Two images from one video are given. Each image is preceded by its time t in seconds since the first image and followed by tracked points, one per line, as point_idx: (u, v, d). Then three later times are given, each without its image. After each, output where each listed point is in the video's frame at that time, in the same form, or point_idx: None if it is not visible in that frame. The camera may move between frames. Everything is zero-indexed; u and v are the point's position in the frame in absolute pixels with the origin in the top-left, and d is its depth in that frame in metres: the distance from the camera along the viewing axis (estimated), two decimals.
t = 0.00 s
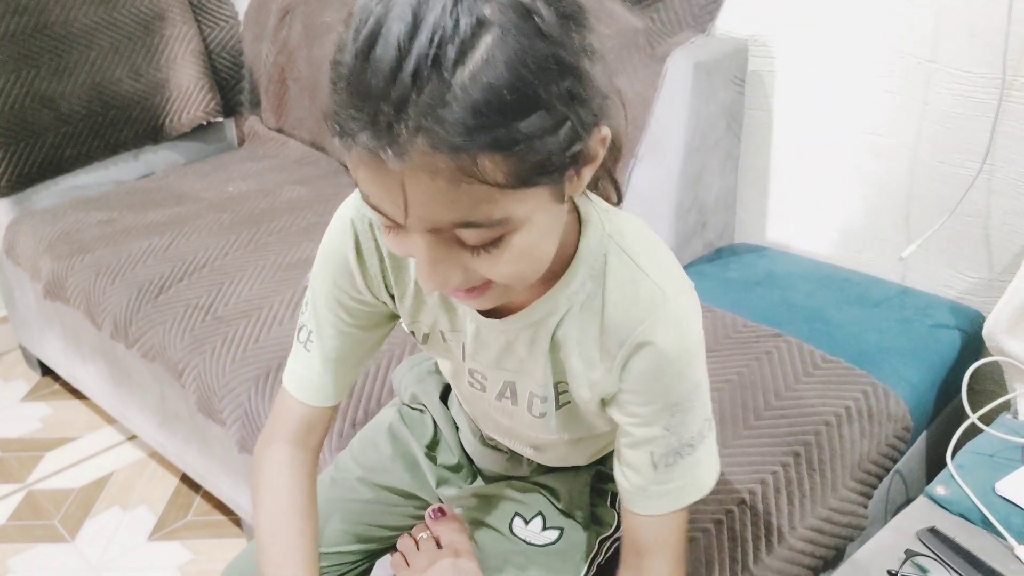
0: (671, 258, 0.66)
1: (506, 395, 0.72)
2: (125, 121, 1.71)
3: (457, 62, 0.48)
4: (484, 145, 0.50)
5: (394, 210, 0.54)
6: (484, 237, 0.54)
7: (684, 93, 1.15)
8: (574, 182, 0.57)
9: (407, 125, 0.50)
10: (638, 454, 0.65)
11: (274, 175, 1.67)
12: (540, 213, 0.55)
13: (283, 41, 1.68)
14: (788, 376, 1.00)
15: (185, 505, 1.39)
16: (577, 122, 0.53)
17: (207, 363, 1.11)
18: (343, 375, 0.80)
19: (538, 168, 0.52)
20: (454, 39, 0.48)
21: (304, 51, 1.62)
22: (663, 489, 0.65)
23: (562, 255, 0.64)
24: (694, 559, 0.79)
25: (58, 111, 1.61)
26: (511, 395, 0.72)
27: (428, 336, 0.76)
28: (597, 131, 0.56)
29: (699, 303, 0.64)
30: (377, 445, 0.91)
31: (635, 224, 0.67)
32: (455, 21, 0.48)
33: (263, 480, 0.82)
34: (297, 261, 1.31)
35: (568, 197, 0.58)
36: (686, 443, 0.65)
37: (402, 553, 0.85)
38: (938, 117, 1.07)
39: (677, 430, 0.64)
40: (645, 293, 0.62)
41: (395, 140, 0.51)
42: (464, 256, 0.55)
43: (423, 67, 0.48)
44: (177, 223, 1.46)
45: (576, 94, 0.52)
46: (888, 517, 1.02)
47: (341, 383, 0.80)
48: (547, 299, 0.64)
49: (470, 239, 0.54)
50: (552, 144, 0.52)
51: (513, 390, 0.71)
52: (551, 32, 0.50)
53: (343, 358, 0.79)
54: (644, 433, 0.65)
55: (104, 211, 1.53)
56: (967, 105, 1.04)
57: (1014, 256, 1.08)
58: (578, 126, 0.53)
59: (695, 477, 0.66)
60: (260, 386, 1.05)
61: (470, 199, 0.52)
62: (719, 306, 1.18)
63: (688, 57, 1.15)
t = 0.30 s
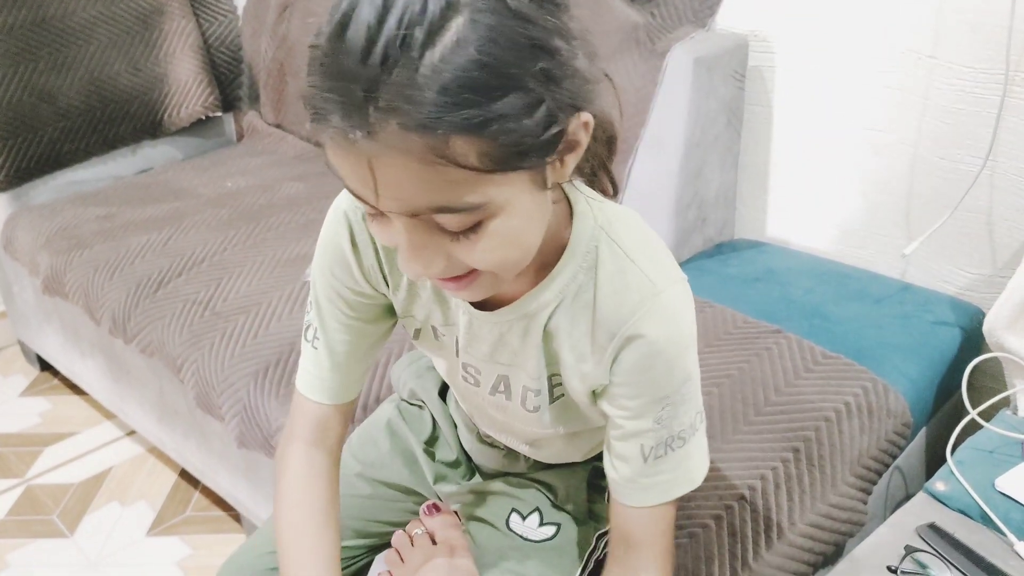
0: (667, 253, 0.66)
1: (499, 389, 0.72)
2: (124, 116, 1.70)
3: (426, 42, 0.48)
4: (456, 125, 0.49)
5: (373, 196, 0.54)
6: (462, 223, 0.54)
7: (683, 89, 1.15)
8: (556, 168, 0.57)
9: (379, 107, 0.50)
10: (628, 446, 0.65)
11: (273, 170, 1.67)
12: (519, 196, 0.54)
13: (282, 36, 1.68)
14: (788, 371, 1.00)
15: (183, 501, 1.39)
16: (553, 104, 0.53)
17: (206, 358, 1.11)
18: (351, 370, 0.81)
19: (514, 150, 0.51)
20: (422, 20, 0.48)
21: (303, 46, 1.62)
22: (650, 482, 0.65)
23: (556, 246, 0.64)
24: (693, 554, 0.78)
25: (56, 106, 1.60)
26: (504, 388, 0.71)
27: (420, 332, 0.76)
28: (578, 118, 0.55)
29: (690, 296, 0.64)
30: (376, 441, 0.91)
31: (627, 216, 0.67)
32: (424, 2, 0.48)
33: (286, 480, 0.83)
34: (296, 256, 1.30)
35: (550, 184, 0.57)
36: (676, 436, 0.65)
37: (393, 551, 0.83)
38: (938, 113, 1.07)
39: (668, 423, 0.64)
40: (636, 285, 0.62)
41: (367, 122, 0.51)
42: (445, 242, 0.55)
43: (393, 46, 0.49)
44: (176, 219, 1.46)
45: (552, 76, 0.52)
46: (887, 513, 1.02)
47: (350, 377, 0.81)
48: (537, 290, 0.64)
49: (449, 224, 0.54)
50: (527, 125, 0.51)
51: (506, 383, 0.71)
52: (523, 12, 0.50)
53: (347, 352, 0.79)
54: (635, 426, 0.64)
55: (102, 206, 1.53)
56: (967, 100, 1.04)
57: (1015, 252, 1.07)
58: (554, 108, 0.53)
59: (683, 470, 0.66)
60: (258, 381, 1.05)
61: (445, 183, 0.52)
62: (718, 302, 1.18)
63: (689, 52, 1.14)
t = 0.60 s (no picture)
0: (665, 246, 0.66)
1: (499, 382, 0.72)
2: (123, 112, 1.70)
3: (397, 44, 0.49)
4: (427, 126, 0.49)
5: (355, 198, 0.55)
6: (444, 221, 0.54)
7: (684, 85, 1.15)
8: (540, 165, 0.57)
9: (353, 108, 0.51)
10: (641, 441, 0.65)
11: (272, 166, 1.67)
12: (502, 193, 0.54)
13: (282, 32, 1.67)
14: (788, 367, 1.00)
15: (183, 497, 1.39)
16: (529, 101, 0.52)
17: (207, 354, 1.11)
18: (344, 365, 0.81)
19: (489, 148, 0.51)
20: (392, 22, 0.49)
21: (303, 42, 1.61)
22: (673, 476, 0.65)
23: (549, 238, 0.64)
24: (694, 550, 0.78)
25: (56, 102, 1.60)
26: (504, 381, 0.71)
27: (420, 328, 0.76)
28: (561, 113, 0.55)
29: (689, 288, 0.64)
30: (377, 438, 0.91)
31: (623, 210, 0.67)
32: (394, 4, 0.49)
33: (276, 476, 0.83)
34: (296, 252, 1.30)
35: (534, 180, 0.57)
36: (691, 430, 0.65)
37: (395, 547, 0.82)
38: (939, 110, 1.07)
39: (679, 417, 0.64)
40: (632, 278, 0.62)
41: (341, 123, 0.51)
42: (429, 241, 0.55)
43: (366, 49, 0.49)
44: (176, 215, 1.46)
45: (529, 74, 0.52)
46: (887, 509, 1.02)
47: (343, 372, 0.82)
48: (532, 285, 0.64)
49: (431, 222, 0.54)
50: (500, 124, 0.51)
51: (506, 376, 0.71)
52: (496, 11, 0.50)
53: (341, 348, 0.80)
54: (644, 421, 0.64)
55: (102, 203, 1.53)
56: (967, 98, 1.04)
57: (1015, 249, 1.07)
58: (531, 106, 0.52)
59: (705, 463, 0.66)
60: (259, 378, 1.05)
61: (420, 183, 0.52)
62: (718, 298, 1.18)
63: (689, 49, 1.14)
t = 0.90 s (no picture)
0: (654, 227, 0.67)
1: (495, 367, 0.71)
2: (122, 109, 1.70)
3: (366, 37, 0.48)
4: (399, 119, 0.50)
5: (337, 190, 0.55)
6: (426, 209, 0.54)
7: (683, 84, 1.15)
8: (519, 150, 0.57)
9: (326, 103, 0.51)
10: (648, 424, 0.65)
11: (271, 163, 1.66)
12: (483, 178, 0.54)
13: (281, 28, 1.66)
14: (787, 365, 1.00)
15: (181, 494, 1.39)
16: (502, 89, 0.52)
17: (205, 351, 1.11)
18: (332, 352, 0.82)
19: (463, 138, 0.52)
20: (361, 15, 0.48)
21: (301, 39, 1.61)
22: (684, 456, 0.65)
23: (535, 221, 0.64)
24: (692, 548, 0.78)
25: (54, 99, 1.60)
26: (500, 367, 0.71)
27: (415, 319, 0.75)
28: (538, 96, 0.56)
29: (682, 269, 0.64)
30: (376, 435, 0.91)
31: (614, 196, 0.67)
32: None
33: (269, 470, 0.83)
34: (295, 249, 1.30)
35: (516, 167, 0.57)
36: (700, 409, 0.64)
37: (390, 543, 0.82)
38: (938, 109, 1.07)
39: (686, 396, 0.64)
40: (623, 259, 0.62)
41: (316, 118, 0.51)
42: (413, 229, 0.56)
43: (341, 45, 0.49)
44: (174, 212, 1.46)
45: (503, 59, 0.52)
46: (885, 507, 1.02)
47: (331, 357, 0.83)
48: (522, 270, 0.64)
49: (413, 212, 0.54)
50: (474, 113, 0.51)
51: (503, 361, 0.70)
52: None
53: (332, 336, 0.81)
54: (646, 403, 0.64)
55: (100, 199, 1.52)
56: (965, 95, 1.04)
57: (1013, 247, 1.07)
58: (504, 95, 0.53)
59: (717, 442, 0.65)
60: (257, 375, 1.04)
61: (397, 175, 0.52)
62: (717, 296, 1.18)
63: (689, 46, 1.14)
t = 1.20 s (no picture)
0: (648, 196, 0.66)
1: (497, 349, 0.71)
2: (118, 106, 1.69)
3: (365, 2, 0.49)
4: (399, 82, 0.50)
5: (338, 156, 0.54)
6: (426, 174, 0.53)
7: (681, 82, 1.15)
8: (518, 118, 0.56)
9: (326, 68, 0.51)
10: (654, 394, 0.64)
11: (268, 159, 1.66)
12: (482, 144, 0.54)
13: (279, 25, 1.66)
14: (785, 363, 1.00)
15: (179, 491, 1.39)
16: (498, 55, 0.52)
17: (203, 349, 1.11)
18: (336, 332, 0.82)
19: (462, 104, 0.52)
20: None
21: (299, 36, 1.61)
22: (690, 424, 0.64)
23: (534, 189, 0.64)
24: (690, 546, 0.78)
25: (51, 97, 1.59)
26: (502, 348, 0.71)
27: (417, 302, 0.75)
28: (536, 63, 0.56)
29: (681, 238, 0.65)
30: (375, 432, 0.91)
31: (612, 168, 0.68)
32: None
33: (268, 460, 0.83)
34: (293, 246, 1.30)
35: (516, 135, 0.57)
36: (704, 376, 0.64)
37: (387, 543, 0.81)
38: (936, 105, 1.07)
39: (690, 362, 0.63)
40: (624, 227, 0.62)
41: (316, 83, 0.51)
42: (413, 195, 0.55)
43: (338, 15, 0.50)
44: (171, 209, 1.45)
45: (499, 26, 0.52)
46: (883, 503, 1.02)
47: (335, 338, 0.83)
48: (524, 245, 0.64)
49: (414, 176, 0.53)
50: (471, 78, 0.51)
51: (504, 341, 0.70)
52: None
53: (336, 316, 0.81)
54: (651, 373, 0.64)
55: (97, 197, 1.52)
56: (962, 92, 1.04)
57: (1010, 244, 1.07)
58: (501, 61, 0.53)
59: (723, 409, 0.65)
60: (255, 372, 1.04)
61: (397, 139, 0.51)
62: (715, 293, 1.18)
63: (686, 43, 1.14)
